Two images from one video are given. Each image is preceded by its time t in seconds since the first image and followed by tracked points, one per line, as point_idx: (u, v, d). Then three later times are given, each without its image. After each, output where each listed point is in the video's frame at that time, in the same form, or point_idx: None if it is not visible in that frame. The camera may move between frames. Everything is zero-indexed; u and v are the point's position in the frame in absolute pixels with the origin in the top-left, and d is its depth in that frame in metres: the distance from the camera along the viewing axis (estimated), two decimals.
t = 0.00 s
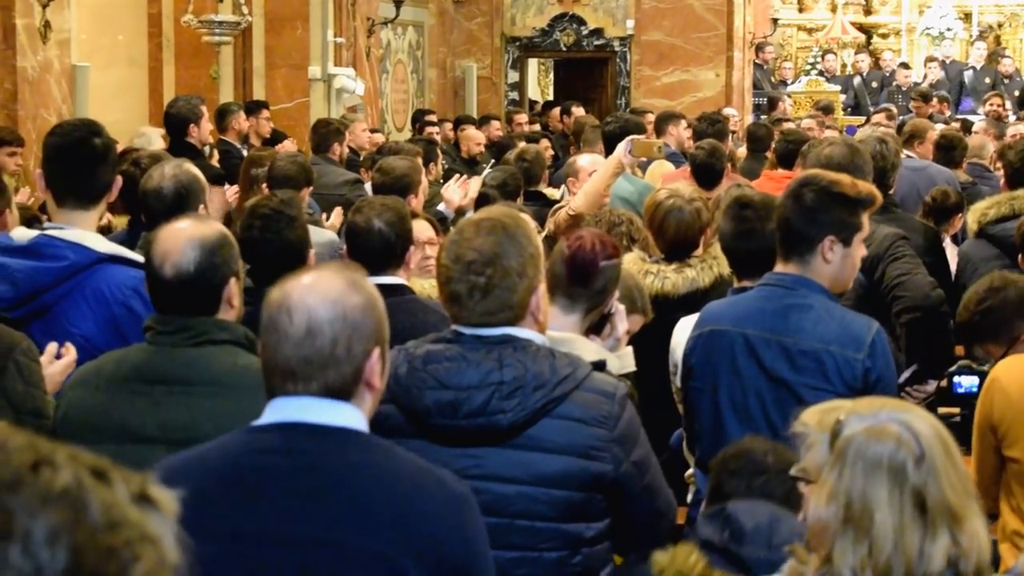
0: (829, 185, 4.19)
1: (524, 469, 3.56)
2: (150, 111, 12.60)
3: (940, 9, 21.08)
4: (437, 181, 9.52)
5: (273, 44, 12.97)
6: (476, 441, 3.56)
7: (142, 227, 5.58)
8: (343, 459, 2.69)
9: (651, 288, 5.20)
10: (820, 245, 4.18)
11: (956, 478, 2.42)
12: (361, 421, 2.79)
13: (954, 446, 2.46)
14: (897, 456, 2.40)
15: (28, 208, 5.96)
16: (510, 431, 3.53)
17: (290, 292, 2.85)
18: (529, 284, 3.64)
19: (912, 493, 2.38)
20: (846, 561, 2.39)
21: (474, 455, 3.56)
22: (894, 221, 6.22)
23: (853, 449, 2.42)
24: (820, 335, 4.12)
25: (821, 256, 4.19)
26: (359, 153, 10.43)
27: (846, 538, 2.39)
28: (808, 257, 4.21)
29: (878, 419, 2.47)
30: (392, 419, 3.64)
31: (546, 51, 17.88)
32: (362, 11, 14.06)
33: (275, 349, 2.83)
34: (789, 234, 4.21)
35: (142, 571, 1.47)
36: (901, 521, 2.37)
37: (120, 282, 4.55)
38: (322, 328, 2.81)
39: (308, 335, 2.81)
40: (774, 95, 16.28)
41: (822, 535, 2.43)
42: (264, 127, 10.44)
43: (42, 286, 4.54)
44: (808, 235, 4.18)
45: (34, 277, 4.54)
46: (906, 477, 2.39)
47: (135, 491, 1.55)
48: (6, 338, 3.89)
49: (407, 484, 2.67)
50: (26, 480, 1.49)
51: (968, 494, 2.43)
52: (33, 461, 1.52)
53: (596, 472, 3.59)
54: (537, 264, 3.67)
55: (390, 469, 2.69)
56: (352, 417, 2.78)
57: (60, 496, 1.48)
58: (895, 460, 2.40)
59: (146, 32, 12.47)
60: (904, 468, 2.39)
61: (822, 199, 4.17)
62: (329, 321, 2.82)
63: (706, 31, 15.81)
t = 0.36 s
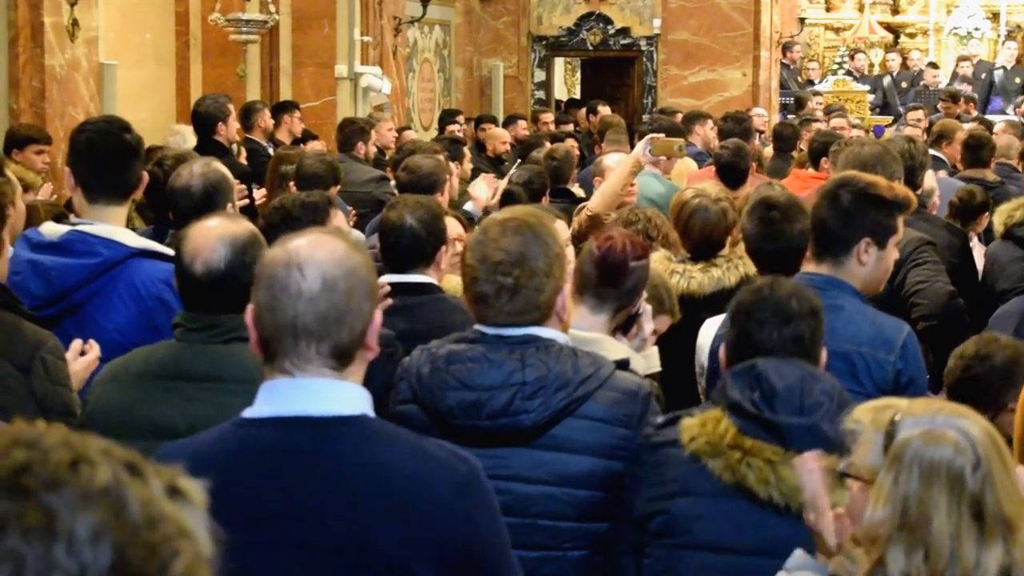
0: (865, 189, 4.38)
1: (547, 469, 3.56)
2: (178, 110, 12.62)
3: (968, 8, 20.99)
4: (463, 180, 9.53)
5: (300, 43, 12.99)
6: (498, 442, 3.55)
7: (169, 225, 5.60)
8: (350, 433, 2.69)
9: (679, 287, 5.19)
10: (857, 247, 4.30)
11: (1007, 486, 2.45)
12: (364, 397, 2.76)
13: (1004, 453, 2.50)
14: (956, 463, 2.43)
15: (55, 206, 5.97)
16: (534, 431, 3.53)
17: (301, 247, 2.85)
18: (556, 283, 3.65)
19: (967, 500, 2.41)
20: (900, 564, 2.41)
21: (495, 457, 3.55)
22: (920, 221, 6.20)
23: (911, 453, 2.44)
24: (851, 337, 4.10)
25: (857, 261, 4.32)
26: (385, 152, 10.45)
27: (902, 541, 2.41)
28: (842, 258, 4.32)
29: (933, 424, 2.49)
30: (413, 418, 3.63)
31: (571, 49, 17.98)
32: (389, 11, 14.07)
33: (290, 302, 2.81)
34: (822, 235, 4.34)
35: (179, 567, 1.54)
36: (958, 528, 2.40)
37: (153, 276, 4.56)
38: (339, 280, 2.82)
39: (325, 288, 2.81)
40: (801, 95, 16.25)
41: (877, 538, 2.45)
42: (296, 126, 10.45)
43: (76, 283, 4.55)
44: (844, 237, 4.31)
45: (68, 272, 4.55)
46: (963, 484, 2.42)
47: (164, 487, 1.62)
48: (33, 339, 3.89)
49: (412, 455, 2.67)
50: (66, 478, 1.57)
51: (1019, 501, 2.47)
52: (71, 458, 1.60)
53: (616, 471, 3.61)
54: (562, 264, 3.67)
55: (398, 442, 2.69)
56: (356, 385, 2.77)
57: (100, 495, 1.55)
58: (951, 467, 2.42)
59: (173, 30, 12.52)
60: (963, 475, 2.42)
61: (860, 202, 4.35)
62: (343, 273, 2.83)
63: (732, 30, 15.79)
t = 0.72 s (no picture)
0: (912, 189, 4.37)
1: (581, 464, 3.56)
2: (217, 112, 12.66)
3: (1008, 8, 20.91)
4: (503, 181, 9.52)
5: (339, 45, 13.01)
6: (530, 439, 3.56)
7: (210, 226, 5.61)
8: (349, 433, 2.67)
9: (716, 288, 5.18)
10: (910, 250, 4.31)
11: None
12: (363, 393, 2.73)
13: None
14: (995, 468, 2.34)
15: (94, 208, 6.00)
16: (566, 428, 3.53)
17: (272, 268, 2.78)
18: (592, 280, 3.65)
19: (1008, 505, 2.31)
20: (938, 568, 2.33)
21: (528, 452, 3.57)
22: (964, 222, 6.19)
23: (951, 458, 2.37)
24: (894, 339, 4.08)
25: (906, 262, 4.32)
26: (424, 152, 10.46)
27: (940, 545, 2.33)
28: (892, 259, 4.31)
29: (978, 429, 2.41)
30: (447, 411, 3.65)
31: (609, 51, 17.99)
32: (427, 12, 14.09)
33: (267, 331, 2.77)
34: (869, 236, 4.33)
35: (229, 571, 1.55)
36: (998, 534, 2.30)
37: (194, 274, 4.57)
38: (312, 302, 2.75)
39: (299, 313, 2.75)
40: (840, 96, 16.22)
41: (917, 543, 2.37)
42: (336, 128, 10.47)
43: (118, 282, 4.57)
44: (893, 239, 4.31)
45: (112, 270, 4.57)
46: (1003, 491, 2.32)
47: (211, 490, 1.63)
48: (73, 341, 3.90)
49: (414, 454, 2.66)
50: (116, 483, 1.57)
51: None
52: (118, 463, 1.60)
53: (649, 463, 3.61)
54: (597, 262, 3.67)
55: (400, 440, 2.67)
56: (355, 384, 2.74)
57: (149, 501, 1.56)
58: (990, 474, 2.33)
59: (212, 33, 12.59)
60: (1003, 481, 2.32)
61: (909, 204, 4.34)
62: (315, 292, 2.75)
63: (770, 31, 15.79)
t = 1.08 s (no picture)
0: (933, 188, 4.37)
1: (604, 459, 3.56)
2: (242, 110, 12.69)
3: None
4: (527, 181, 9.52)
5: (364, 44, 13.04)
6: (552, 432, 3.56)
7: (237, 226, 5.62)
8: (319, 426, 2.67)
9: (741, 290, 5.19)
10: (929, 247, 4.30)
11: None
12: (339, 389, 2.74)
13: None
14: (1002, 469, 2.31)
15: (120, 207, 6.01)
16: (589, 421, 3.53)
17: (240, 272, 2.78)
18: (613, 277, 3.66)
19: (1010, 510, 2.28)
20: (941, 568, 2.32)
21: (550, 445, 3.58)
22: (992, 223, 6.16)
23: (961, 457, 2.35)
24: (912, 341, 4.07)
25: (925, 260, 4.30)
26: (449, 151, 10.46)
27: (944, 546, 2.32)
28: (913, 258, 4.30)
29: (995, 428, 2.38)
30: (469, 403, 3.68)
31: (635, 50, 17.98)
32: (452, 11, 14.11)
33: (237, 335, 2.77)
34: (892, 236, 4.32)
35: (255, 568, 1.55)
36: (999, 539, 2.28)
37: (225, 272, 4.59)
38: (280, 306, 2.75)
39: (267, 315, 2.75)
40: (866, 96, 16.21)
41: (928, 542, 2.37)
42: (360, 127, 10.48)
43: (148, 278, 4.57)
44: (918, 239, 4.29)
45: (144, 266, 4.57)
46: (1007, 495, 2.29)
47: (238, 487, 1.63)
48: (106, 340, 3.92)
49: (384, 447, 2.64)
50: (143, 479, 1.57)
51: None
52: (147, 458, 1.61)
53: (673, 456, 3.62)
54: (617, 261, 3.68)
55: (368, 433, 2.67)
56: (329, 379, 2.74)
57: (176, 497, 1.56)
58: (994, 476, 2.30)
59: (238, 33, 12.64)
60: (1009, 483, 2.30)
61: (929, 202, 4.33)
62: (283, 296, 2.75)
63: (797, 31, 15.79)
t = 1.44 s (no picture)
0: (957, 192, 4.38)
1: (629, 464, 3.56)
2: (266, 113, 12.72)
3: None
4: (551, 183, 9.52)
5: (387, 46, 13.06)
6: (578, 436, 3.56)
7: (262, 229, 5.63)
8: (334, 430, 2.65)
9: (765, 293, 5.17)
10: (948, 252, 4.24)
11: None
12: (343, 389, 2.71)
13: None
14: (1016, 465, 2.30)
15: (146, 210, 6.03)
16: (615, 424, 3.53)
17: (246, 275, 2.75)
18: (637, 279, 3.66)
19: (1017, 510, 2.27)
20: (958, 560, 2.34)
21: (580, 450, 3.58)
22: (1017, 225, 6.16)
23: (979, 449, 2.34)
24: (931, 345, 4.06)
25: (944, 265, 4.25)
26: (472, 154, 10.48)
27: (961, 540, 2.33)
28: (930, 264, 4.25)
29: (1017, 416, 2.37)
30: (496, 409, 3.68)
31: (658, 52, 18.00)
32: (475, 14, 14.14)
33: (243, 337, 2.74)
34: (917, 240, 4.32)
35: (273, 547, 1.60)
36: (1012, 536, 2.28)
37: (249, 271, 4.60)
38: (285, 310, 2.72)
39: (272, 319, 2.72)
40: (889, 98, 16.21)
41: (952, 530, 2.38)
42: (383, 130, 10.50)
43: (170, 275, 4.58)
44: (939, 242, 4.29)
45: (168, 265, 4.58)
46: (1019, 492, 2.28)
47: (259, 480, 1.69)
48: (135, 342, 3.93)
49: (392, 452, 2.64)
50: (172, 455, 1.63)
51: None
52: (177, 439, 1.67)
53: (699, 463, 3.62)
54: (641, 263, 3.67)
55: (378, 437, 2.65)
56: (335, 380, 2.72)
57: (201, 473, 1.61)
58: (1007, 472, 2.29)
59: (261, 36, 12.67)
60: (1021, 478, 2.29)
61: (951, 205, 4.34)
62: (287, 300, 2.72)
63: (821, 33, 15.78)
